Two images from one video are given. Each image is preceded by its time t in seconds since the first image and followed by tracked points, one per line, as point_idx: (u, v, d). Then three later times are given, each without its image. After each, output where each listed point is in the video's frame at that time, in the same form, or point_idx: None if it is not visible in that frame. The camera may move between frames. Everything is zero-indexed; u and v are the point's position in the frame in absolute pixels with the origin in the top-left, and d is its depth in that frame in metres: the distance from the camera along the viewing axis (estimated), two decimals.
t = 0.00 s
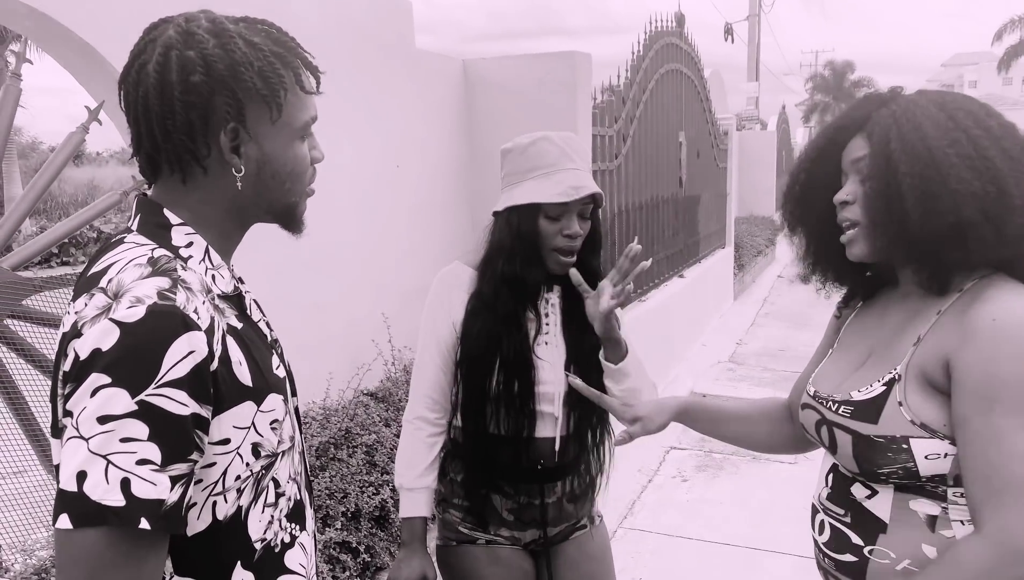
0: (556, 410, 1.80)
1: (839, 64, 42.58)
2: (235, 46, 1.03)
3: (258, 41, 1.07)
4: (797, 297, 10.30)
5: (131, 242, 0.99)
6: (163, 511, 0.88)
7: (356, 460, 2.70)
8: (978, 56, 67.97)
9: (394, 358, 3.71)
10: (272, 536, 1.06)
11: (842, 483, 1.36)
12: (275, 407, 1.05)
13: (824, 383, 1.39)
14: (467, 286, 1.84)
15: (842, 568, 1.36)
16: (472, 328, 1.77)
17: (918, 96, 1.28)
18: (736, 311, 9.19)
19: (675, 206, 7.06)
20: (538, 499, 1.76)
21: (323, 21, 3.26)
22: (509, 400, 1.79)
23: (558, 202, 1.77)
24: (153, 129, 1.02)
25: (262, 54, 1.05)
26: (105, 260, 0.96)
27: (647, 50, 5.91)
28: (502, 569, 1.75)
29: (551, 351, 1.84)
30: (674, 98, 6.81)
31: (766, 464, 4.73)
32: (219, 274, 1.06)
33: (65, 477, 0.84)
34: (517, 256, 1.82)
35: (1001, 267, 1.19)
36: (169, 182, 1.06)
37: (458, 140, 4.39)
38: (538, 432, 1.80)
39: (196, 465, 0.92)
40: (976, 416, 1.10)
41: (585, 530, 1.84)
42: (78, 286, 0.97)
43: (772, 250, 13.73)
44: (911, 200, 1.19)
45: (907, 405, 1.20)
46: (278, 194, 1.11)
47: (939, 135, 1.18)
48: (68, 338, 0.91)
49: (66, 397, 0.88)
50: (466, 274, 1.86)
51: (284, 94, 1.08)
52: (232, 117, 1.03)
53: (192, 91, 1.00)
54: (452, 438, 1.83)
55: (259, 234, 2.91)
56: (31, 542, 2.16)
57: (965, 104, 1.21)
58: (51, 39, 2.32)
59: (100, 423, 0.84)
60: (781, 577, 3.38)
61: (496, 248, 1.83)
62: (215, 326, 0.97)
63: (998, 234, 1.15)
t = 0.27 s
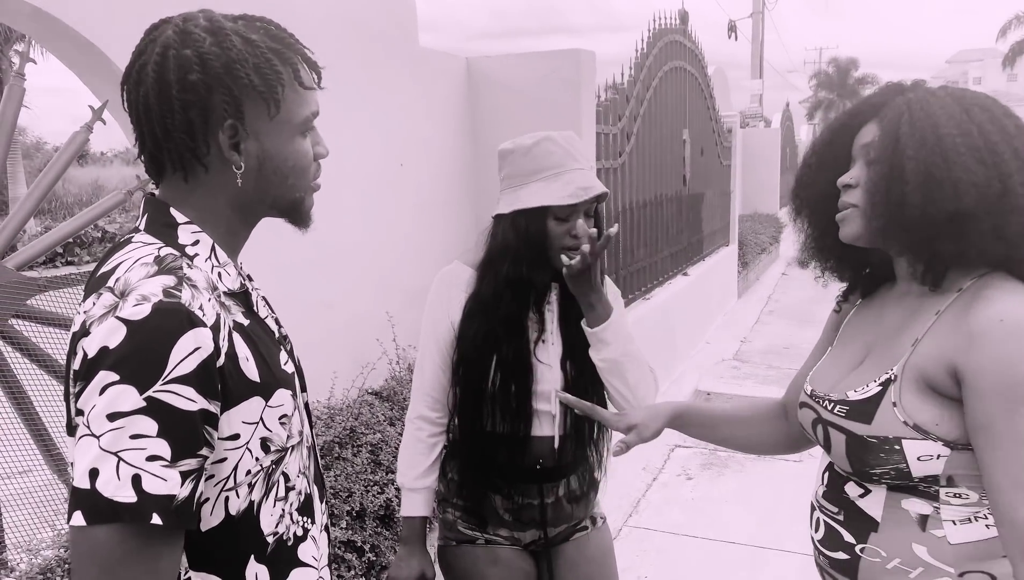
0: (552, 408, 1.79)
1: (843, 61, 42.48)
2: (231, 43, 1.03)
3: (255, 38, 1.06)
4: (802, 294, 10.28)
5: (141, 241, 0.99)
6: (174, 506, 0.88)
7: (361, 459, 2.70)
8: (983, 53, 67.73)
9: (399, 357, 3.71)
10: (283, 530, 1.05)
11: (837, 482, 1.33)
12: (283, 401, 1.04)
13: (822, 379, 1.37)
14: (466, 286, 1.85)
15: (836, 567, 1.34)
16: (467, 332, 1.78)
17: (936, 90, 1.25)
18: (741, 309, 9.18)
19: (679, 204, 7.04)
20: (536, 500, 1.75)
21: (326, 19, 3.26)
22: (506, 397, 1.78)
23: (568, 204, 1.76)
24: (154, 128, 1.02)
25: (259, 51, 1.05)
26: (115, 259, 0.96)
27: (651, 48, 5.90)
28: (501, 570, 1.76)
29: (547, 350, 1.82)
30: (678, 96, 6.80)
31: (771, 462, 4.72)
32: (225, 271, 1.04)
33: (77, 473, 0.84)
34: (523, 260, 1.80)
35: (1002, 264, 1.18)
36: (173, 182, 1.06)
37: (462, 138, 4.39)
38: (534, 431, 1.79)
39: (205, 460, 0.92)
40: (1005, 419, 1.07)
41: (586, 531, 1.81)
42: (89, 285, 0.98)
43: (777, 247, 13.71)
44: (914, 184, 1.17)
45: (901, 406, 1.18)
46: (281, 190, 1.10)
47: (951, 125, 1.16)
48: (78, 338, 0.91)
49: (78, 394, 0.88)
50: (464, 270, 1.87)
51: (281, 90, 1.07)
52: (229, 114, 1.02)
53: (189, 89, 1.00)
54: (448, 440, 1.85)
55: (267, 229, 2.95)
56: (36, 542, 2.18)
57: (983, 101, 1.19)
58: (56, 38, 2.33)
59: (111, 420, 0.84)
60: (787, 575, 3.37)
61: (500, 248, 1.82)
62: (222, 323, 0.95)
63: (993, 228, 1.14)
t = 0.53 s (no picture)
0: (533, 406, 1.80)
1: (839, 59, 42.55)
2: (201, 45, 1.03)
3: (227, 40, 1.06)
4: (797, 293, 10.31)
5: (124, 243, 1.00)
6: (187, 497, 0.88)
7: (351, 457, 2.70)
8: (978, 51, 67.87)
9: (391, 356, 3.71)
10: (276, 519, 1.06)
11: (814, 484, 1.33)
12: (271, 394, 1.04)
13: (799, 377, 1.39)
14: (449, 287, 1.86)
15: (813, 569, 1.34)
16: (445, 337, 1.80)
17: (908, 88, 1.26)
18: (736, 307, 9.20)
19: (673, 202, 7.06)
20: (521, 499, 1.75)
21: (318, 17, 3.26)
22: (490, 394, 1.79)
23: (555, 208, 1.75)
24: (127, 129, 1.03)
25: (228, 52, 1.05)
26: (97, 264, 0.97)
27: (645, 46, 5.91)
28: (485, 568, 1.77)
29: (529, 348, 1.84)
30: (672, 94, 6.80)
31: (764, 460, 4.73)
32: (209, 269, 1.05)
33: (88, 478, 0.84)
34: (511, 265, 1.81)
35: (983, 261, 1.19)
36: (152, 183, 1.07)
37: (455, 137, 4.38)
38: (518, 430, 1.80)
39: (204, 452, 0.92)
40: (1010, 419, 1.06)
41: (570, 531, 1.82)
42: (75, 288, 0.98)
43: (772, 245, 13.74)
44: (885, 186, 1.20)
45: (890, 407, 1.18)
46: (256, 190, 1.09)
47: (922, 130, 1.17)
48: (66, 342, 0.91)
49: (71, 399, 0.87)
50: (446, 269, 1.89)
51: (252, 91, 1.06)
52: (198, 114, 1.03)
53: (159, 90, 1.01)
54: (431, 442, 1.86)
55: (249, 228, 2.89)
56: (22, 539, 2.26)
57: (952, 99, 1.20)
58: (46, 37, 2.34)
59: (113, 419, 0.84)
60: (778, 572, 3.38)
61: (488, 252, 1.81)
62: (208, 318, 0.96)
63: (967, 228, 1.16)
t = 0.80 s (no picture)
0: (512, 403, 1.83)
1: (830, 56, 42.71)
2: (166, 52, 1.06)
3: (195, 46, 1.08)
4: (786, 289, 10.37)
5: (120, 244, 1.02)
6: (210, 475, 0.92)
7: (339, 454, 2.72)
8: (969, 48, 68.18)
9: (381, 353, 3.74)
10: (272, 501, 1.08)
11: (782, 480, 1.38)
12: (265, 382, 1.06)
13: (768, 374, 1.43)
14: (426, 289, 1.90)
15: (781, 563, 1.39)
16: (426, 338, 1.83)
17: (874, 93, 1.28)
18: (726, 303, 9.25)
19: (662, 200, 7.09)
20: (501, 496, 1.79)
21: (306, 16, 3.27)
22: (473, 393, 1.82)
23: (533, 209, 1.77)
24: (105, 137, 1.07)
25: (195, 56, 1.07)
26: (93, 265, 1.00)
27: (634, 44, 5.93)
28: (466, 564, 1.80)
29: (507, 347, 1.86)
30: (661, 92, 6.83)
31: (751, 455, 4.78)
32: (200, 265, 1.08)
33: (114, 466, 0.87)
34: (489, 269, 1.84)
35: (952, 262, 1.21)
36: (138, 188, 1.09)
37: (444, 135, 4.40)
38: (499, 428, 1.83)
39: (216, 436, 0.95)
40: (956, 418, 1.10)
41: (552, 527, 1.85)
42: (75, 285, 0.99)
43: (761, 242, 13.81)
44: (857, 195, 1.21)
45: (858, 405, 1.21)
46: (231, 191, 1.11)
47: (890, 135, 1.19)
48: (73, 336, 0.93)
49: (85, 395, 0.90)
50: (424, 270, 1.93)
51: (219, 94, 1.08)
52: (168, 118, 1.05)
53: (130, 97, 1.05)
54: (413, 441, 1.89)
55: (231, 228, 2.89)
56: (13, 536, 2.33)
57: (917, 102, 1.22)
58: (33, 37, 2.34)
59: (131, 407, 0.88)
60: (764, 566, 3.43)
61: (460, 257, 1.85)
62: (205, 309, 0.98)
63: (940, 231, 1.18)
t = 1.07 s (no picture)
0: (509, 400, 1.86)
1: (826, 54, 42.79)
2: (186, 55, 1.08)
3: (213, 49, 1.10)
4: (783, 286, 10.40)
5: (140, 236, 1.04)
6: (203, 464, 0.93)
7: (339, 451, 2.75)
8: (964, 46, 68.31)
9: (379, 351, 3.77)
10: (278, 489, 1.10)
11: (771, 469, 1.43)
12: (276, 374, 1.09)
13: (762, 367, 1.47)
14: (421, 287, 1.92)
15: (769, 550, 1.45)
16: (426, 330, 1.85)
17: (861, 91, 1.30)
18: (723, 301, 9.28)
19: (659, 197, 7.12)
20: (498, 490, 1.81)
21: (304, 16, 3.29)
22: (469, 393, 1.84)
23: (519, 190, 1.80)
24: (127, 137, 1.09)
25: (213, 60, 1.09)
26: (114, 255, 1.01)
27: (630, 43, 5.96)
28: (464, 557, 1.82)
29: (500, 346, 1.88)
30: (657, 90, 6.84)
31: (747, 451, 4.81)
32: (217, 260, 1.11)
33: (113, 446, 0.89)
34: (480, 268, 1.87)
35: (939, 258, 1.24)
36: (155, 185, 1.12)
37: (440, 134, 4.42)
38: (496, 423, 1.85)
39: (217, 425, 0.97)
40: (937, 413, 1.14)
41: (547, 519, 1.87)
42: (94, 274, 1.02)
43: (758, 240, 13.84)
44: (847, 195, 1.23)
45: (843, 397, 1.25)
46: (246, 188, 1.14)
47: (876, 135, 1.21)
48: (89, 323, 0.96)
49: (98, 377, 0.93)
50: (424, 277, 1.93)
51: (237, 97, 1.10)
52: (186, 119, 1.07)
53: (152, 98, 1.06)
54: (408, 437, 1.92)
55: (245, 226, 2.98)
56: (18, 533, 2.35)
57: (906, 101, 1.24)
58: (34, 38, 2.36)
59: (137, 394, 0.90)
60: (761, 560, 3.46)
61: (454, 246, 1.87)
62: (221, 303, 1.01)
63: (929, 226, 1.21)
